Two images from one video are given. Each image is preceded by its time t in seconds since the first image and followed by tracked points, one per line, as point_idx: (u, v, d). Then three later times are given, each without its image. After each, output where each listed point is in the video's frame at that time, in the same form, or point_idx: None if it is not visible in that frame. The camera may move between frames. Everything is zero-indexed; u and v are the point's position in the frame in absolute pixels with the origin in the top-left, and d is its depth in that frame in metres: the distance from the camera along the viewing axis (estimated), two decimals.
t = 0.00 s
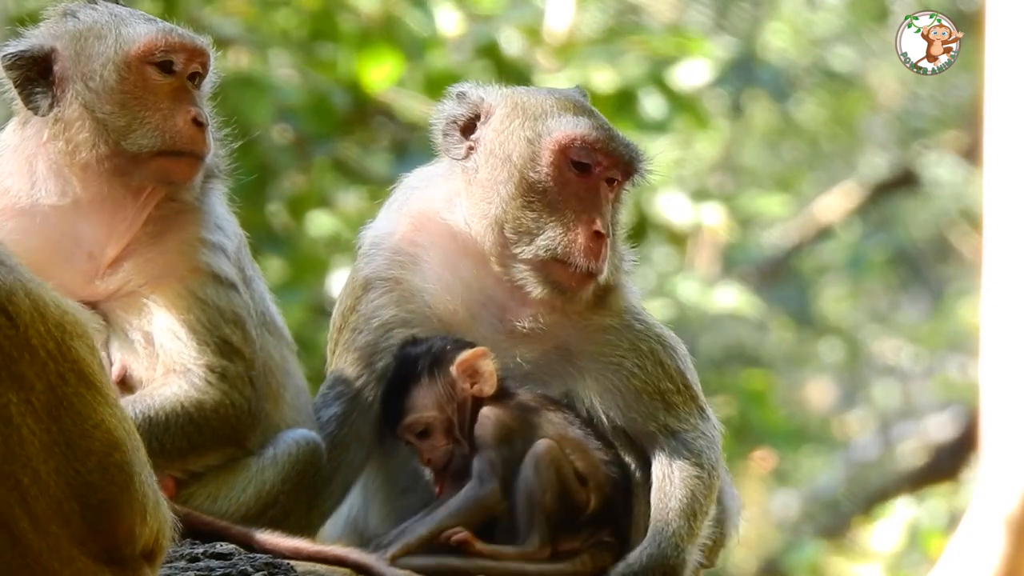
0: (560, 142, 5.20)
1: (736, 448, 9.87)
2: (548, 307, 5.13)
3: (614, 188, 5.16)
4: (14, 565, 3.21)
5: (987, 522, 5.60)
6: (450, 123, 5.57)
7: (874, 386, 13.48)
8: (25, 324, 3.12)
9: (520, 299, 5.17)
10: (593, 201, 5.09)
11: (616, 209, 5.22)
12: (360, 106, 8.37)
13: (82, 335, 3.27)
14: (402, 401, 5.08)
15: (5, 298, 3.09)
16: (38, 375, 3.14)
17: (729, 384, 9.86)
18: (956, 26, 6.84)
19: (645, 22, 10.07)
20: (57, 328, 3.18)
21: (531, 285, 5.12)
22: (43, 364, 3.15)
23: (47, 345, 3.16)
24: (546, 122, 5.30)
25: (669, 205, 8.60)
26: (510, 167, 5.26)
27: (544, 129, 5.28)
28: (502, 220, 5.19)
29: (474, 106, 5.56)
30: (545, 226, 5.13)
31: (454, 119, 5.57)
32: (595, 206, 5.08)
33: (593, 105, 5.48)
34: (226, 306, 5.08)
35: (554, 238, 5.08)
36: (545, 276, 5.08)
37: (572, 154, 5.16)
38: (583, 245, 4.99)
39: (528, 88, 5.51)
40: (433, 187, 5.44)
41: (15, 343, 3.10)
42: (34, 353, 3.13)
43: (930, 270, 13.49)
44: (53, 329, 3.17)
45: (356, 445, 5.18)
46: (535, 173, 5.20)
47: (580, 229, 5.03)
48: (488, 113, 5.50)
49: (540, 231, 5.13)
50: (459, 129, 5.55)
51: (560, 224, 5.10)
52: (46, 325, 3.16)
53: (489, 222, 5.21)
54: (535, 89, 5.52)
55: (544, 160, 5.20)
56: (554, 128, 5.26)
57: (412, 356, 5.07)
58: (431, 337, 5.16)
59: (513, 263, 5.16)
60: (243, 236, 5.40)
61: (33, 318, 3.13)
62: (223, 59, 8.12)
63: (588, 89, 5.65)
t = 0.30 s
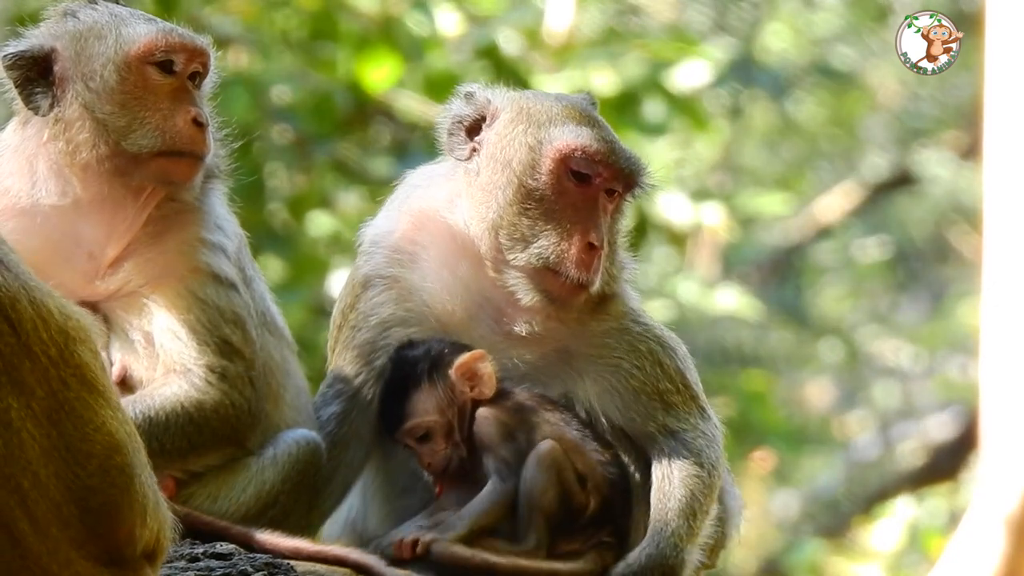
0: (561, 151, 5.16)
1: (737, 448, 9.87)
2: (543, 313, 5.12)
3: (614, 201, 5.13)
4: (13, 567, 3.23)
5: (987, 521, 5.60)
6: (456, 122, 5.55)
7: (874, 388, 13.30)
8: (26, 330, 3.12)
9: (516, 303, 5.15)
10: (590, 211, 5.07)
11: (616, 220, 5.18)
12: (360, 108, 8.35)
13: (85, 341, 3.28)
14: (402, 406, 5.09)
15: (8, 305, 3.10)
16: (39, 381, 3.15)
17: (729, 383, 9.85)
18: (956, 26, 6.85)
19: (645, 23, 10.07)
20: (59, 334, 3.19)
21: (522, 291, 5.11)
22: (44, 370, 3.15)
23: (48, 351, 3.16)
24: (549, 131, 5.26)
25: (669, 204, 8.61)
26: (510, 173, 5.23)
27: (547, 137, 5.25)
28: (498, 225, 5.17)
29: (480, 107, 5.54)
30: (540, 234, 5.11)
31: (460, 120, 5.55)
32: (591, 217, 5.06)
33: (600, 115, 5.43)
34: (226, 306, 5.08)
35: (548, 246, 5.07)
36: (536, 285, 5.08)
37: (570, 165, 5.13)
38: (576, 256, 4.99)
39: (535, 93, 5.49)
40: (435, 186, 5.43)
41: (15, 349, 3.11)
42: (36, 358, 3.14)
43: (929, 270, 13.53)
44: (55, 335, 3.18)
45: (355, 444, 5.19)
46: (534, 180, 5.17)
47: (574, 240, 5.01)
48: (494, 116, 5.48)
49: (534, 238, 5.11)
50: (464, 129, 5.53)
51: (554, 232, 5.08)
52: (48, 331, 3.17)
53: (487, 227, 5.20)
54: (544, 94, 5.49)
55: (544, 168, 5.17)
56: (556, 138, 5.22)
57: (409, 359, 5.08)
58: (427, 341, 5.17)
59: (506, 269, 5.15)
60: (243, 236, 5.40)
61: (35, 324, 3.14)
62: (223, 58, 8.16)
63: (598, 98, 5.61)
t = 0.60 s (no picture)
0: (553, 162, 5.13)
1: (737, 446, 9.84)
2: (534, 321, 5.12)
3: (609, 213, 5.06)
4: (16, 569, 3.22)
5: (987, 521, 5.60)
6: (460, 124, 5.56)
7: (874, 387, 13.18)
8: (28, 333, 3.14)
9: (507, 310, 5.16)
10: (578, 224, 5.04)
11: (614, 233, 5.12)
12: (360, 105, 8.40)
13: (88, 342, 3.28)
14: (403, 409, 5.09)
15: (12, 307, 3.11)
16: (41, 382, 3.16)
17: (729, 383, 9.83)
18: (956, 26, 6.83)
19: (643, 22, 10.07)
20: (62, 336, 3.20)
21: (509, 301, 5.13)
22: (48, 371, 3.16)
23: (52, 353, 3.17)
24: (544, 141, 5.22)
25: (667, 204, 8.61)
26: (500, 182, 5.22)
27: (540, 146, 5.21)
28: (486, 234, 5.18)
29: (484, 109, 5.52)
30: (527, 244, 5.11)
31: (463, 122, 5.54)
32: (579, 230, 5.03)
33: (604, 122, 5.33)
34: (225, 305, 5.07)
35: (532, 257, 5.08)
36: (523, 294, 5.10)
37: (559, 177, 5.10)
38: (558, 269, 5.01)
39: (537, 96, 5.45)
40: (436, 186, 5.43)
41: (18, 352, 3.12)
42: (39, 360, 3.15)
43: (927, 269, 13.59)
44: (58, 337, 3.19)
45: (356, 444, 5.17)
46: (523, 191, 5.16)
47: (557, 253, 5.02)
48: (495, 119, 5.45)
49: (520, 247, 5.12)
50: (467, 131, 5.52)
51: (540, 243, 5.09)
52: (51, 333, 3.18)
53: (478, 234, 5.20)
54: (549, 98, 5.43)
55: (535, 178, 5.15)
56: (549, 148, 5.18)
57: (408, 363, 5.10)
58: (428, 346, 5.17)
59: (493, 278, 5.16)
60: (243, 236, 5.40)
61: (38, 326, 3.16)
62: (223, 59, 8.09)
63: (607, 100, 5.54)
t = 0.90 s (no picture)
0: (543, 178, 5.04)
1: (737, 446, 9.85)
2: (527, 332, 5.09)
3: (603, 226, 4.98)
4: (17, 570, 3.23)
5: (987, 521, 5.60)
6: (461, 129, 5.50)
7: (874, 387, 13.21)
8: (30, 337, 3.13)
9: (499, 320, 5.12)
10: (568, 239, 4.96)
11: (611, 250, 5.02)
12: (360, 105, 8.43)
13: (91, 345, 3.28)
14: (394, 411, 5.05)
15: (15, 310, 3.11)
16: (43, 386, 3.15)
17: (729, 383, 9.84)
18: (956, 25, 6.83)
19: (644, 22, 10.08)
20: (65, 339, 3.19)
21: (498, 313, 5.09)
22: (49, 376, 3.15)
23: (54, 357, 3.16)
24: (537, 154, 5.12)
25: (667, 203, 8.61)
26: (491, 195, 5.14)
27: (533, 160, 5.12)
28: (477, 246, 5.12)
29: (485, 115, 5.44)
30: (515, 257, 5.05)
31: (465, 127, 5.47)
32: (567, 246, 4.95)
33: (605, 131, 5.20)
34: (225, 305, 5.07)
35: (519, 271, 5.02)
36: (511, 307, 5.04)
37: (550, 191, 5.01)
38: (546, 284, 4.95)
39: (538, 103, 5.35)
40: (436, 189, 5.39)
41: (20, 356, 3.11)
42: (41, 365, 3.14)
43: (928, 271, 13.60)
44: (60, 340, 3.18)
45: (356, 443, 5.18)
46: (514, 206, 5.07)
47: (544, 268, 4.96)
48: (494, 127, 5.37)
49: (509, 261, 5.05)
50: (469, 137, 5.45)
51: (529, 258, 5.01)
52: (54, 336, 3.17)
53: (468, 245, 5.15)
54: (548, 107, 5.32)
55: (526, 192, 5.07)
56: (541, 163, 5.09)
57: (396, 368, 5.07)
58: (416, 348, 5.15)
59: (482, 290, 5.10)
60: (242, 236, 5.40)
61: (41, 330, 3.15)
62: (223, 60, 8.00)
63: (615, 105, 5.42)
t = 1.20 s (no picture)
0: (536, 185, 5.02)
1: (738, 446, 9.86)
2: (522, 336, 5.08)
3: (598, 231, 4.95)
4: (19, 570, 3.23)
5: (987, 521, 5.60)
6: (461, 132, 5.48)
7: (873, 386, 13.13)
8: (34, 338, 3.13)
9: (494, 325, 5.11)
10: (561, 245, 4.94)
11: (607, 255, 5.00)
12: (360, 106, 8.36)
13: (93, 344, 3.29)
14: (390, 415, 5.04)
15: (21, 311, 3.11)
16: (47, 387, 3.15)
17: (729, 383, 9.85)
18: (956, 25, 6.84)
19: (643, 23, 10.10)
20: (69, 339, 3.19)
21: (493, 318, 5.09)
22: (54, 376, 3.16)
23: (58, 357, 3.17)
24: (532, 159, 5.10)
25: (667, 204, 8.61)
26: (485, 201, 5.13)
27: (527, 165, 5.10)
28: (471, 251, 5.12)
29: (484, 119, 5.42)
30: (509, 263, 5.04)
31: (464, 130, 5.46)
32: (561, 252, 4.93)
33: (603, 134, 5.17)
34: (226, 306, 5.08)
35: (512, 278, 5.01)
36: (504, 312, 5.04)
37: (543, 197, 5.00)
38: (538, 290, 4.95)
39: (536, 107, 5.33)
40: (436, 192, 5.38)
41: (24, 358, 3.11)
42: (45, 365, 3.14)
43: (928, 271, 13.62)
44: (65, 340, 3.18)
45: (356, 444, 5.20)
46: (507, 211, 5.06)
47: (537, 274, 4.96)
48: (492, 130, 5.36)
49: (502, 267, 5.04)
50: (467, 140, 5.44)
51: (522, 263, 5.00)
52: (58, 337, 3.17)
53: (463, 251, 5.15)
54: (546, 110, 5.28)
55: (520, 198, 5.05)
56: (535, 169, 5.06)
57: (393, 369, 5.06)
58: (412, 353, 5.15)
59: (476, 295, 5.10)
60: (243, 237, 5.40)
61: (45, 329, 3.15)
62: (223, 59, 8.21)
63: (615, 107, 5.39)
